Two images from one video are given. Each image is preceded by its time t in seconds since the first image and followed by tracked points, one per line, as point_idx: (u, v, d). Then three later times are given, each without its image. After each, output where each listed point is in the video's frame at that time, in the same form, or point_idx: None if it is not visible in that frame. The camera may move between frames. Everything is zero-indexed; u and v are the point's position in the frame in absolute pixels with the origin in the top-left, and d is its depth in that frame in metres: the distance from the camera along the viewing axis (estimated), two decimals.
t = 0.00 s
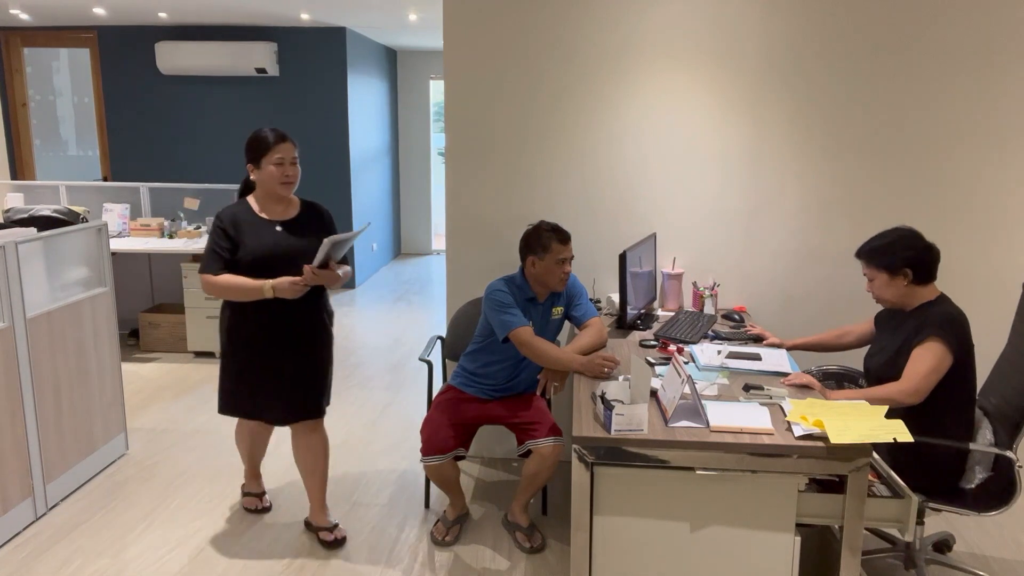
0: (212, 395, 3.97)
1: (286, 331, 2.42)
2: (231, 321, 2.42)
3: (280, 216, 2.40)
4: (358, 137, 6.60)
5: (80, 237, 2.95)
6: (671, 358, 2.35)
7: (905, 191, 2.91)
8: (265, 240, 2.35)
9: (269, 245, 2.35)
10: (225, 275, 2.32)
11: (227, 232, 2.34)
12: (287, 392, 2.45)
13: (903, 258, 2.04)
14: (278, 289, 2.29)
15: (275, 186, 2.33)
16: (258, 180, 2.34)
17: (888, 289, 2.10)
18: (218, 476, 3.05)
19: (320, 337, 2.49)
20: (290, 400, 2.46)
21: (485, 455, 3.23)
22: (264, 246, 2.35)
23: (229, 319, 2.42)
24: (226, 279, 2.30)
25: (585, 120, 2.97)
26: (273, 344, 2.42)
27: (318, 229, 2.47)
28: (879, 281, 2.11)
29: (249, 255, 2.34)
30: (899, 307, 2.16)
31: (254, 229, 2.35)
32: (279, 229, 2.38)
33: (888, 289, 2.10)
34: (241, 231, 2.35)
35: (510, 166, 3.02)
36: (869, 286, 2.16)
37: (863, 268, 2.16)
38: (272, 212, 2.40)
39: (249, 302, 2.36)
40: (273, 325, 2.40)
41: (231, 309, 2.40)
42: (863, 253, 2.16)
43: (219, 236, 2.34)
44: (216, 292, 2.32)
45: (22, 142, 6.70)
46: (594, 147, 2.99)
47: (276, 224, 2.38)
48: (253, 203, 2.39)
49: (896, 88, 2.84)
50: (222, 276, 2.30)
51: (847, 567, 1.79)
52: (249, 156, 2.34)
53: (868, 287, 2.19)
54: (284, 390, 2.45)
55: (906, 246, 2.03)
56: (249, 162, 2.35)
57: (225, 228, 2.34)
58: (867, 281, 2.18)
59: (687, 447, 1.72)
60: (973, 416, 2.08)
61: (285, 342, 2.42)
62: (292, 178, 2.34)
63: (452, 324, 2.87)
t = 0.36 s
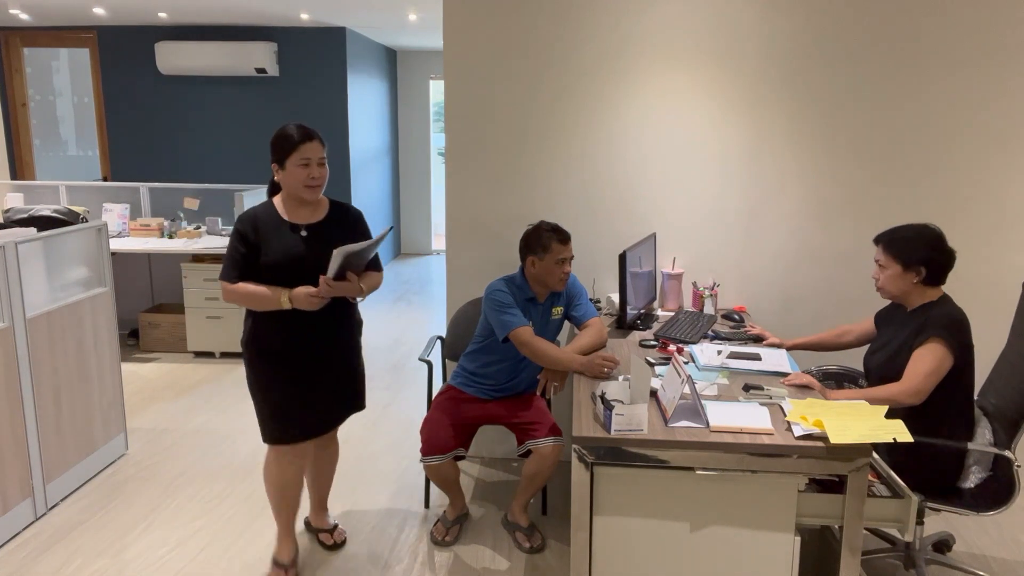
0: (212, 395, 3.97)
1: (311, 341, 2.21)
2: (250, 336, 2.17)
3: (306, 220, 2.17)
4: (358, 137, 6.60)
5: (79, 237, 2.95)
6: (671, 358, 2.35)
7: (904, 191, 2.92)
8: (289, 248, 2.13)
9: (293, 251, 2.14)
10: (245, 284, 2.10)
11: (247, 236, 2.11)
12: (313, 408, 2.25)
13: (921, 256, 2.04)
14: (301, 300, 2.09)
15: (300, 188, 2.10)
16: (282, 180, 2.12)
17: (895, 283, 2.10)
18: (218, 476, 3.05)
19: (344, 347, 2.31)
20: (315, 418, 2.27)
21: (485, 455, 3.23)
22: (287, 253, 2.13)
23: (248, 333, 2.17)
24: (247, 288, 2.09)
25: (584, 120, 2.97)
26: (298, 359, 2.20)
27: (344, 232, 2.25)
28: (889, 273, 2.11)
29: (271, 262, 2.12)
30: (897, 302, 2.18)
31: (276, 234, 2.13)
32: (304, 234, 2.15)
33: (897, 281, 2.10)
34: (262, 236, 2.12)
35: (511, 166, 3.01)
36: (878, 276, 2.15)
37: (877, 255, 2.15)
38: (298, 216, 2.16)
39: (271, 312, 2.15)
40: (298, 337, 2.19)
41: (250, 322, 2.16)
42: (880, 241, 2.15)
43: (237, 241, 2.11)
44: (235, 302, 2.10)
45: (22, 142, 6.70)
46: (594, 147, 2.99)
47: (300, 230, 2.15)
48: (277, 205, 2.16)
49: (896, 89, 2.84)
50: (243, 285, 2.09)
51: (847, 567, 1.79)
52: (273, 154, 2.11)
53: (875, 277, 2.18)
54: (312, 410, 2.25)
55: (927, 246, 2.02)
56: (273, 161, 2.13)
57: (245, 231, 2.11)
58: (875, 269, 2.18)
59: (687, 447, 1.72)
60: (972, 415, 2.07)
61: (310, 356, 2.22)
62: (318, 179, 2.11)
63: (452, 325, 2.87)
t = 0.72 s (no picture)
0: (212, 395, 3.96)
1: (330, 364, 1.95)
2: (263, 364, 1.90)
3: (322, 232, 1.88)
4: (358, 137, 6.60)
5: (79, 236, 2.95)
6: (670, 358, 2.35)
7: (904, 191, 2.91)
8: (305, 262, 1.84)
9: (311, 267, 1.85)
10: (255, 304, 1.82)
11: (258, 250, 1.81)
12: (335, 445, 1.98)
13: (930, 255, 2.04)
14: (323, 322, 1.83)
15: (314, 195, 1.82)
16: (295, 189, 1.83)
17: (899, 278, 2.09)
18: (218, 476, 3.05)
19: (369, 372, 2.02)
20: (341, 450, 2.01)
21: (485, 455, 3.23)
22: (303, 269, 1.85)
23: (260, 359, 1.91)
24: (259, 310, 1.81)
25: (585, 119, 2.97)
26: (315, 387, 1.93)
27: (367, 245, 1.97)
28: (895, 268, 2.09)
29: (287, 279, 1.84)
30: (895, 298, 2.19)
31: (292, 250, 1.84)
32: (322, 248, 1.87)
33: (902, 278, 2.09)
34: (277, 250, 1.83)
35: (511, 167, 3.01)
36: (882, 271, 2.14)
37: (884, 249, 2.14)
38: (313, 228, 1.87)
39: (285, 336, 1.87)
40: (315, 362, 1.92)
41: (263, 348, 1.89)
42: (890, 236, 2.13)
43: (247, 255, 1.81)
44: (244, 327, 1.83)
45: (22, 142, 6.69)
46: (594, 146, 2.99)
47: (318, 243, 1.86)
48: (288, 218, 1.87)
49: (895, 89, 2.84)
50: (255, 305, 1.81)
51: (848, 567, 1.78)
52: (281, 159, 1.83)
53: (878, 272, 2.17)
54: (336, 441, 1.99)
55: (938, 246, 2.02)
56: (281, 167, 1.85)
57: (254, 244, 1.81)
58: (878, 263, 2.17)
59: (687, 447, 1.72)
60: (972, 415, 2.07)
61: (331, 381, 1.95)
62: (334, 185, 1.83)
63: (452, 325, 2.87)
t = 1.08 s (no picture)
0: (212, 395, 3.97)
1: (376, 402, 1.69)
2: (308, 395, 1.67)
3: (375, 249, 1.64)
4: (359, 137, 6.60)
5: (79, 236, 2.95)
6: (671, 359, 2.35)
7: (903, 192, 2.92)
8: (362, 286, 1.60)
9: (369, 287, 1.61)
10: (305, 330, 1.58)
11: (310, 270, 1.57)
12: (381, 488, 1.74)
13: (938, 257, 2.03)
14: (384, 349, 1.60)
15: (368, 207, 1.59)
16: (347, 201, 1.60)
17: (905, 277, 2.09)
18: (218, 476, 3.05)
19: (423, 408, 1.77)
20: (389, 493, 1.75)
21: (485, 455, 3.23)
22: (360, 290, 1.60)
23: (305, 390, 1.67)
24: (311, 338, 1.58)
25: (585, 120, 2.97)
26: (363, 422, 1.69)
27: (425, 263, 1.73)
28: (901, 267, 2.10)
29: (341, 304, 1.60)
30: (898, 296, 2.19)
31: (347, 271, 1.59)
32: (378, 266, 1.63)
33: (907, 277, 2.09)
34: (331, 270, 1.58)
35: (511, 167, 3.01)
36: (888, 269, 2.15)
37: (892, 247, 2.13)
38: (365, 244, 1.64)
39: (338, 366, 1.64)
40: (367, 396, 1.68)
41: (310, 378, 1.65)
42: (900, 234, 2.13)
43: (296, 277, 1.57)
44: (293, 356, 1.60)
45: (22, 142, 6.69)
46: (594, 147, 2.99)
47: (373, 261, 1.62)
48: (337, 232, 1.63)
49: (895, 89, 2.84)
50: (305, 333, 1.57)
51: (847, 567, 1.78)
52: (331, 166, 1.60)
53: (884, 270, 2.17)
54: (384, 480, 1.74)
55: (948, 249, 2.01)
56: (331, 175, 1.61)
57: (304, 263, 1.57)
58: (886, 260, 2.17)
59: (686, 447, 1.72)
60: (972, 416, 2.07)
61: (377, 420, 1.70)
62: (390, 197, 1.60)
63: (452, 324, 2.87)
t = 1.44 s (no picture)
0: (212, 395, 3.97)
1: (428, 433, 1.54)
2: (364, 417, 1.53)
3: (441, 261, 1.52)
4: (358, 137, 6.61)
5: (79, 236, 2.95)
6: (670, 359, 2.35)
7: (903, 191, 2.92)
8: (426, 300, 1.46)
9: (431, 305, 1.46)
10: (363, 351, 1.44)
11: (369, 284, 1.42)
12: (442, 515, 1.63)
13: (944, 257, 2.03)
14: (444, 370, 1.44)
15: (445, 215, 1.47)
16: (421, 207, 1.46)
17: (908, 277, 2.09)
18: (218, 476, 3.05)
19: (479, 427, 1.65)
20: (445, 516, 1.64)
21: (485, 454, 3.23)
22: (421, 308, 1.45)
23: (359, 416, 1.54)
24: (368, 357, 1.43)
25: (585, 120, 2.97)
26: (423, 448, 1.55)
27: (484, 271, 1.60)
28: (907, 266, 2.09)
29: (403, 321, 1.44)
30: (900, 295, 2.19)
31: (407, 286, 1.45)
32: (441, 278, 1.49)
33: (911, 277, 2.09)
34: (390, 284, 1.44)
35: (512, 167, 3.01)
36: (891, 268, 2.15)
37: (897, 246, 2.13)
38: (430, 254, 1.51)
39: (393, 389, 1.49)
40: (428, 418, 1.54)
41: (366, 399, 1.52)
42: (906, 233, 2.12)
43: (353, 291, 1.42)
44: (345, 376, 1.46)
45: (22, 142, 6.69)
46: (594, 147, 2.99)
47: (437, 271, 1.49)
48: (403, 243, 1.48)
49: (895, 89, 2.84)
50: (360, 352, 1.43)
51: (848, 568, 1.78)
52: (401, 169, 1.45)
53: (888, 269, 2.17)
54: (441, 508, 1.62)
55: (956, 249, 2.01)
56: (399, 179, 1.46)
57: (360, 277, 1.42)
58: (890, 259, 2.16)
59: (686, 447, 1.72)
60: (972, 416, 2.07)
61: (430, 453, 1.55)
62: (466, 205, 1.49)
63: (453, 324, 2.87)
